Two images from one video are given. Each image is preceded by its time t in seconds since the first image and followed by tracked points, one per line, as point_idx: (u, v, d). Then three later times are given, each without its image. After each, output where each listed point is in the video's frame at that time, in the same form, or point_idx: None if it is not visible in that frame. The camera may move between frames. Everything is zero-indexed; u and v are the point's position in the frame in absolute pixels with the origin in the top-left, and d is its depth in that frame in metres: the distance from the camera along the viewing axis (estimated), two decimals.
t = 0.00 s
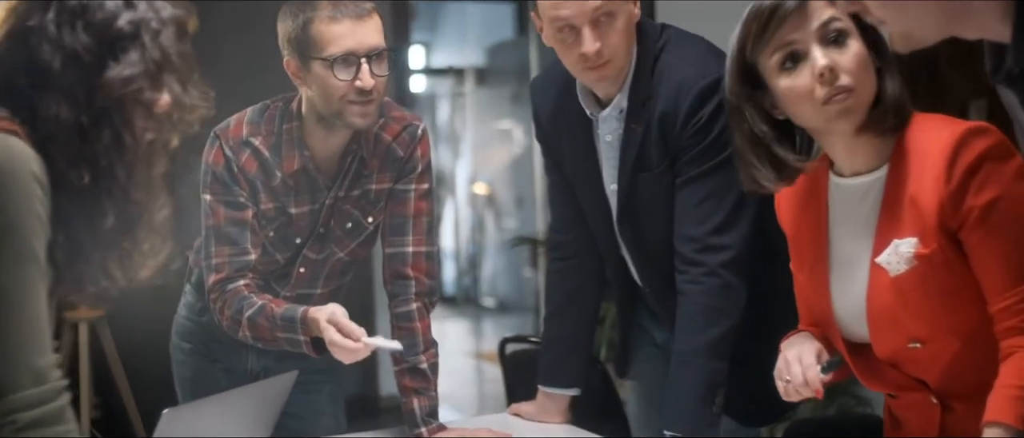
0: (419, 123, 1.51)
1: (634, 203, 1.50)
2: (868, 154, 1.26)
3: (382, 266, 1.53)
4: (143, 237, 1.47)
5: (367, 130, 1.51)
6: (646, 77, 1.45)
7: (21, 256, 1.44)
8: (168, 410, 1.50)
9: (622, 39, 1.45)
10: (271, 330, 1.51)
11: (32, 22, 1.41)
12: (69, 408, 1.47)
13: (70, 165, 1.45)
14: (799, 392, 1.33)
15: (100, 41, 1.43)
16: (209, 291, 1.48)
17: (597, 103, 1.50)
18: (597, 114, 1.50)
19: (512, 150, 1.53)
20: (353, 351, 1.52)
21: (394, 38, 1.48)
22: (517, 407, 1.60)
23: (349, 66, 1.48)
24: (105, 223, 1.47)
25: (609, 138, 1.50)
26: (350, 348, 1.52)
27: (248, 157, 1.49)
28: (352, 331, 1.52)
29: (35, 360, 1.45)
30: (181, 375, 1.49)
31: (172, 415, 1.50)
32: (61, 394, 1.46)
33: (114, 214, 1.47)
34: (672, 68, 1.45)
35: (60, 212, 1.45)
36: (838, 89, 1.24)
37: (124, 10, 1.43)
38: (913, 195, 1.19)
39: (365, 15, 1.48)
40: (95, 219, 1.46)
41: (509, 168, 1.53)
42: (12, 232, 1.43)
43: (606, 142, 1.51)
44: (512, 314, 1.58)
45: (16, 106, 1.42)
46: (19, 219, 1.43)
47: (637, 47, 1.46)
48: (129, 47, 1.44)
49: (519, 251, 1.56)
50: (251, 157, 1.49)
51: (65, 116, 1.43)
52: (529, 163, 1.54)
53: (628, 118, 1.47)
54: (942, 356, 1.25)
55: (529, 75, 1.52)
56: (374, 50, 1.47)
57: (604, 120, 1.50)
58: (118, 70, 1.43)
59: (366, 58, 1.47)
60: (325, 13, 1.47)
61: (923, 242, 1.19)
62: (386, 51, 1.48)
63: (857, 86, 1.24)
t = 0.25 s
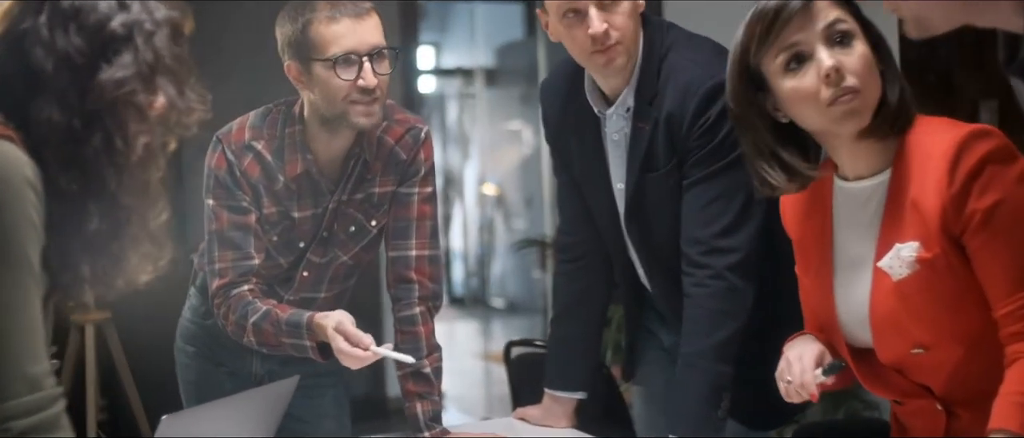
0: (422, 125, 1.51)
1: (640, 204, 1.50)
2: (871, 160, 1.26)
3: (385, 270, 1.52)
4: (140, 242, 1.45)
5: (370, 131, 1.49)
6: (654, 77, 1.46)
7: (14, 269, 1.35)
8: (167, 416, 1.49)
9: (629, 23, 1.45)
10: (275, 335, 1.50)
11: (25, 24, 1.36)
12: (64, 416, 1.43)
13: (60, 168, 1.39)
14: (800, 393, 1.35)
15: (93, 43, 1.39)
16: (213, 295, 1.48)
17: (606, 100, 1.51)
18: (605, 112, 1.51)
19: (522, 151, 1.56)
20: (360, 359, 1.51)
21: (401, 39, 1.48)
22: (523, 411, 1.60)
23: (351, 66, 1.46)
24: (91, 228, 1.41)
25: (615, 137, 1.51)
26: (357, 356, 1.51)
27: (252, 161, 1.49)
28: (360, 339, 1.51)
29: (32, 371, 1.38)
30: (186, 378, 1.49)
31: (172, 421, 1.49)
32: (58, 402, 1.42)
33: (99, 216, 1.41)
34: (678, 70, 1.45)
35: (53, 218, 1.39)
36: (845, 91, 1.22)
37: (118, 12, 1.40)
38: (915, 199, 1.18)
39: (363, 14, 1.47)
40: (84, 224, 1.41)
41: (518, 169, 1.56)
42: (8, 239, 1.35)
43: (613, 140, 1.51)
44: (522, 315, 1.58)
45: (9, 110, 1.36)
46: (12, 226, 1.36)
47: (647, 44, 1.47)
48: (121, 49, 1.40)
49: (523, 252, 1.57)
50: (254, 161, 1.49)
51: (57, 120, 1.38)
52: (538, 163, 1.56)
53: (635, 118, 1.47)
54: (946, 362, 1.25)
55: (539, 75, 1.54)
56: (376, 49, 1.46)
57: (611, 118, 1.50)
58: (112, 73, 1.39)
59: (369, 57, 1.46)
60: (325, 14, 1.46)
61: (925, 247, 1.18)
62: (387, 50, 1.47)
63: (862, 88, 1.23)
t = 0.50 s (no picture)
0: (425, 126, 1.46)
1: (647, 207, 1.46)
2: (875, 160, 1.42)
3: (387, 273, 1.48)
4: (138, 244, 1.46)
5: (371, 131, 1.46)
6: (655, 77, 1.44)
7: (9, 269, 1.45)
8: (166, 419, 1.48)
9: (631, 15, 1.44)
10: (280, 339, 1.48)
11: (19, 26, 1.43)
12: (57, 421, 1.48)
13: (50, 171, 1.45)
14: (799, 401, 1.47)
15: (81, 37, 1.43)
16: (215, 298, 1.46)
17: (608, 99, 1.45)
18: (608, 110, 1.46)
19: (531, 150, 1.47)
20: (365, 362, 1.49)
21: (408, 37, 1.45)
22: (526, 414, 1.52)
23: (351, 64, 1.45)
24: (81, 229, 1.45)
25: (619, 137, 1.46)
26: (362, 359, 1.49)
27: (253, 165, 1.46)
28: (364, 342, 1.49)
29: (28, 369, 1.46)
30: (191, 379, 1.48)
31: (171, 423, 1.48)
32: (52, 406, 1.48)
33: (89, 218, 1.45)
34: (678, 70, 1.44)
35: (48, 219, 1.45)
36: (850, 88, 1.39)
37: (111, 12, 1.43)
38: (920, 203, 1.38)
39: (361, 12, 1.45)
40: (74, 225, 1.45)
41: (527, 169, 1.46)
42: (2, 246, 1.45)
43: (615, 140, 1.46)
44: (531, 316, 1.49)
45: None
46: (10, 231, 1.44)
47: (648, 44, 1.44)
48: (115, 49, 1.43)
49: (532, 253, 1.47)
50: (255, 165, 1.46)
51: (49, 120, 1.44)
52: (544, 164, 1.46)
53: (637, 117, 1.45)
54: (947, 361, 1.41)
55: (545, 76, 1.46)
56: (375, 46, 1.44)
57: (614, 117, 1.46)
58: (104, 71, 1.43)
59: (368, 54, 1.44)
60: (321, 14, 1.44)
61: (929, 250, 1.38)
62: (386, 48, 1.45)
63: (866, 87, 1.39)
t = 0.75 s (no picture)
0: (426, 127, 1.46)
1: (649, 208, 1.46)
2: (881, 160, 1.42)
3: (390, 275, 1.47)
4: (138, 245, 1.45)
5: (372, 131, 1.46)
6: (655, 78, 1.43)
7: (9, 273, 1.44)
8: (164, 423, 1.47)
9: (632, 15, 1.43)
10: (283, 345, 1.48)
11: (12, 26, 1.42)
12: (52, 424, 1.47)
13: (45, 172, 1.44)
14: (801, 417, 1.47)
15: (76, 38, 1.43)
16: (218, 303, 1.46)
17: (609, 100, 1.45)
18: (609, 112, 1.45)
19: (543, 151, 1.46)
20: (370, 370, 1.48)
21: (416, 38, 1.45)
22: (531, 417, 1.51)
23: (349, 63, 1.44)
24: (79, 228, 1.45)
25: (620, 137, 1.45)
26: (366, 366, 1.48)
27: (254, 168, 1.46)
28: (367, 350, 1.48)
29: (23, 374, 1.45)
30: (196, 381, 1.47)
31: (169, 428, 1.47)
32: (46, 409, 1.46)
33: (87, 217, 1.45)
34: (678, 71, 1.44)
35: (42, 221, 1.44)
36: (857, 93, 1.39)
37: (104, 11, 1.43)
38: (925, 204, 1.38)
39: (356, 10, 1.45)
40: (70, 227, 1.44)
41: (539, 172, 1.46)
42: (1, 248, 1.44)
43: (616, 141, 1.45)
44: (541, 317, 1.49)
45: None
46: (7, 234, 1.44)
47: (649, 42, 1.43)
48: (108, 47, 1.43)
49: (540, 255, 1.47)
50: (256, 168, 1.46)
51: (44, 121, 1.43)
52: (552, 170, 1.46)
53: (638, 118, 1.44)
54: (952, 364, 1.40)
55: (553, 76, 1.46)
56: (372, 44, 1.44)
57: (614, 118, 1.45)
58: (98, 70, 1.43)
59: (365, 52, 1.44)
60: (316, 13, 1.44)
61: (933, 251, 1.38)
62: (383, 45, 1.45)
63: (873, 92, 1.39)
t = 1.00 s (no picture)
0: (425, 128, 1.45)
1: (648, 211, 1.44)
2: (886, 160, 1.41)
3: (390, 277, 1.47)
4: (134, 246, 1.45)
5: (372, 134, 1.45)
6: (650, 79, 1.42)
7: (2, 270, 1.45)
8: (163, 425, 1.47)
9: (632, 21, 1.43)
10: (284, 350, 1.48)
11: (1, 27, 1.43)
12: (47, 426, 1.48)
13: (39, 173, 1.44)
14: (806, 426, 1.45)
15: (66, 39, 1.43)
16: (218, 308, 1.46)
17: (608, 103, 1.44)
18: (608, 115, 1.44)
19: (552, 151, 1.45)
20: (371, 372, 1.48)
21: (425, 40, 1.44)
22: (534, 419, 1.50)
23: (345, 66, 1.44)
24: (74, 226, 1.45)
25: (619, 140, 1.44)
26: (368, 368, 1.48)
27: (252, 172, 1.46)
28: (368, 351, 1.48)
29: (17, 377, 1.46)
30: (200, 381, 1.47)
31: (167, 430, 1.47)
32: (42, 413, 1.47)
33: (82, 215, 1.45)
34: (676, 72, 1.43)
35: (36, 223, 1.45)
36: (862, 90, 1.39)
37: (92, 8, 1.43)
38: (927, 206, 1.39)
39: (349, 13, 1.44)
40: (64, 227, 1.45)
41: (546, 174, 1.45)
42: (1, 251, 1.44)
43: (615, 144, 1.44)
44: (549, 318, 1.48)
45: None
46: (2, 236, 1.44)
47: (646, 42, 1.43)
48: (97, 44, 1.44)
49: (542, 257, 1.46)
50: (254, 173, 1.46)
51: (35, 122, 1.44)
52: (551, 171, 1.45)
53: (636, 121, 1.43)
54: (955, 367, 1.41)
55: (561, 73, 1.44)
56: (367, 46, 1.44)
57: (613, 121, 1.44)
58: (87, 68, 1.43)
59: (360, 55, 1.43)
60: (310, 18, 1.44)
61: (935, 254, 1.39)
62: (378, 48, 1.44)
63: (878, 87, 1.39)
